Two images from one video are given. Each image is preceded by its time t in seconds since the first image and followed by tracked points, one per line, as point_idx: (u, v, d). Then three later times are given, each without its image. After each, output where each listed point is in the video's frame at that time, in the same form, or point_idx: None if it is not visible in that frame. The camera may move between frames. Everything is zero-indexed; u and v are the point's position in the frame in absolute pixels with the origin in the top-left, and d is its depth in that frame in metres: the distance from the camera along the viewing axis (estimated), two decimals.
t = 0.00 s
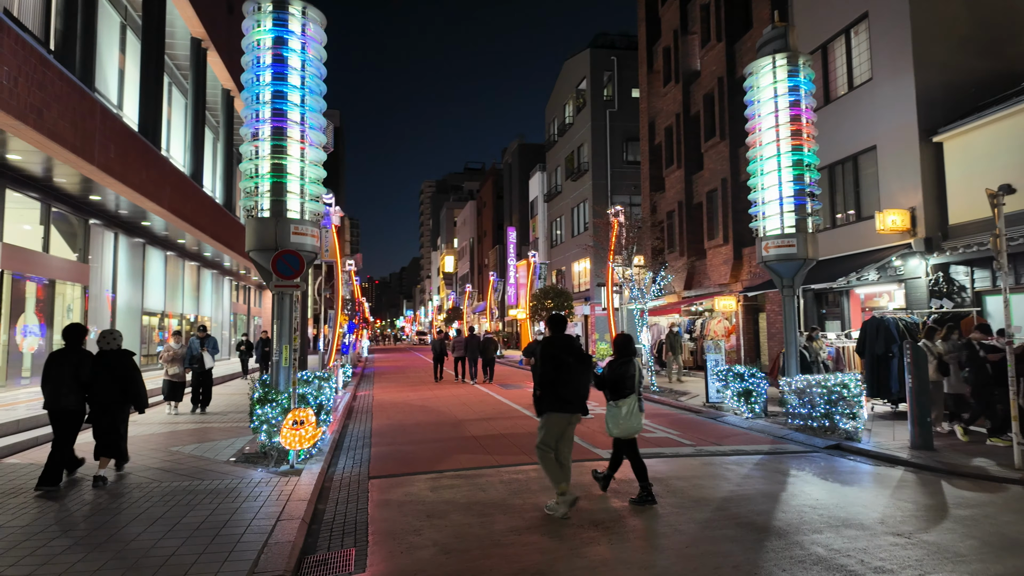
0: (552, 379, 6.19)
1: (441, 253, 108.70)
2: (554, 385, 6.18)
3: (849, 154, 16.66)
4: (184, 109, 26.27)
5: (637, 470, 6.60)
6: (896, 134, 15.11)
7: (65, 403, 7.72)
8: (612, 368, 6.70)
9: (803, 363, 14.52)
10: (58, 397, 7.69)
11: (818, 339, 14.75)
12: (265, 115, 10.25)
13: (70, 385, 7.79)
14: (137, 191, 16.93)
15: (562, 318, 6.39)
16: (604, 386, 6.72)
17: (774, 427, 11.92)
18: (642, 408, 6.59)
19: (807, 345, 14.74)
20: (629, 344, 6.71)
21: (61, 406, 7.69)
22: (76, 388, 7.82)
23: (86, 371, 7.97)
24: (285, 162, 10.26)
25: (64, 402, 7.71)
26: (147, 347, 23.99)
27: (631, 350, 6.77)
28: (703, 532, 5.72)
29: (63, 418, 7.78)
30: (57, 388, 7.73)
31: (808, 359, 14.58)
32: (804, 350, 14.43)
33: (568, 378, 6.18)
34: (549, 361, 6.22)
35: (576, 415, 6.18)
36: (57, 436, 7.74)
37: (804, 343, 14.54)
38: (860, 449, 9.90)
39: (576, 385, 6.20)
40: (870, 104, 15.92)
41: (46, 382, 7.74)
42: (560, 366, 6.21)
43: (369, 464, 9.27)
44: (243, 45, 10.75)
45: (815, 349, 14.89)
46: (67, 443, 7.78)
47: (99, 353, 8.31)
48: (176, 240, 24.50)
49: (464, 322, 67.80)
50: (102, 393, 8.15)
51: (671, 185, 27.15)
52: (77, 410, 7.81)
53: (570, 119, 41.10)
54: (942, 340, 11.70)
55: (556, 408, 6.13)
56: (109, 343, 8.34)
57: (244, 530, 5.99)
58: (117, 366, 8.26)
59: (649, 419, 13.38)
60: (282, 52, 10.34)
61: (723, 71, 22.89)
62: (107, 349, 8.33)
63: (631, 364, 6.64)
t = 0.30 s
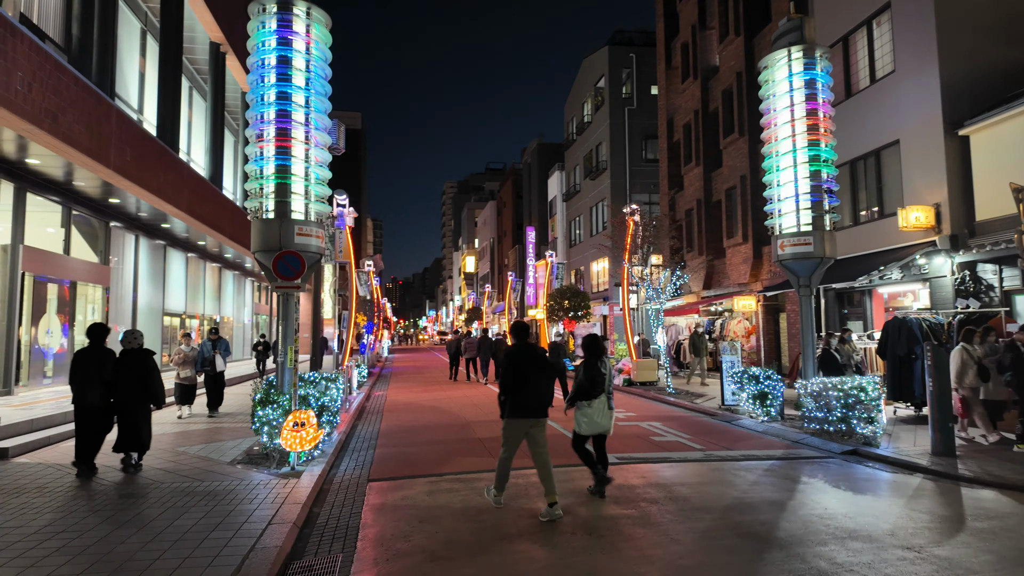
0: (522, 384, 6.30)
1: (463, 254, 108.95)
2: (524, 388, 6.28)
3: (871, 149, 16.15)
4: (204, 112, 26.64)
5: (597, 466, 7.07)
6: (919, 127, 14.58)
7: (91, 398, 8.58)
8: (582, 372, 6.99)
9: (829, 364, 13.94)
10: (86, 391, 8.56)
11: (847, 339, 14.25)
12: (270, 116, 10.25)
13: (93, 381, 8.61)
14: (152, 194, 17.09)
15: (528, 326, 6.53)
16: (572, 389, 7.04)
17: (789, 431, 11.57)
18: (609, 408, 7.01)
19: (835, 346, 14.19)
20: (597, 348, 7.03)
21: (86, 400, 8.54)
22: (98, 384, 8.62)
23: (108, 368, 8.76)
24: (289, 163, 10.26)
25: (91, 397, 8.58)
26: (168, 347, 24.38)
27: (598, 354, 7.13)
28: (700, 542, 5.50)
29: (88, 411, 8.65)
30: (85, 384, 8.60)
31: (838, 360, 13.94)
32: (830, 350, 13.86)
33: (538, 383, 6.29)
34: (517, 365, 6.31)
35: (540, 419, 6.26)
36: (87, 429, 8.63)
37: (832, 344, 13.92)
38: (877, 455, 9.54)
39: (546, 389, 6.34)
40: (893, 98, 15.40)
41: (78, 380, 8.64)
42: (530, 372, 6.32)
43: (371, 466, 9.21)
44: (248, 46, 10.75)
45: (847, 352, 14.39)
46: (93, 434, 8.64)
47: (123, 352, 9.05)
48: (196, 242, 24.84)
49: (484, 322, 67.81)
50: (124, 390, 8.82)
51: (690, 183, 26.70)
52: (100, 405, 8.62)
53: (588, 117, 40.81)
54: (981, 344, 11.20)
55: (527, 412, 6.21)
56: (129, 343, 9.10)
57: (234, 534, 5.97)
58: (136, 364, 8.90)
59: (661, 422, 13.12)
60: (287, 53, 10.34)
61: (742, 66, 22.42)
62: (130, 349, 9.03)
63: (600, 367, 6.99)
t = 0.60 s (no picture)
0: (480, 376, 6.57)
1: (477, 254, 109.03)
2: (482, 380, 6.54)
3: (886, 143, 15.72)
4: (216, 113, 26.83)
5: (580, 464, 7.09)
6: (935, 120, 14.14)
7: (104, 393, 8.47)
8: (547, 371, 7.11)
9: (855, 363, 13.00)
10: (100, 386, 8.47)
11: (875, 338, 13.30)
12: (267, 113, 10.19)
13: (111, 378, 8.53)
14: (160, 193, 17.21)
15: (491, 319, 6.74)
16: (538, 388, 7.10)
17: (796, 433, 11.28)
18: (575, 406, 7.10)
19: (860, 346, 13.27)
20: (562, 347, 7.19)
21: (103, 396, 8.44)
22: (116, 381, 8.55)
23: (126, 365, 8.74)
24: (286, 160, 10.19)
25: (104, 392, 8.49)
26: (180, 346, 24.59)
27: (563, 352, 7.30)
28: (689, 548, 5.29)
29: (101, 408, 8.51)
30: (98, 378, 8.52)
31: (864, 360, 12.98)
32: (855, 350, 12.91)
33: (497, 375, 6.52)
34: (476, 358, 6.59)
35: (498, 411, 6.53)
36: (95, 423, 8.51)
37: (858, 343, 12.95)
38: (886, 457, 9.24)
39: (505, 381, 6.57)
40: (907, 90, 14.98)
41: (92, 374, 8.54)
42: (489, 365, 6.58)
43: (366, 466, 9.11)
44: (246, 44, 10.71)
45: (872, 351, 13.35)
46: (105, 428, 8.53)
47: (141, 351, 9.09)
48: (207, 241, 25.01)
49: (497, 322, 67.73)
50: (141, 387, 8.83)
51: (702, 180, 26.33)
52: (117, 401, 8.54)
53: (601, 115, 40.52)
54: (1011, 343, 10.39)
55: (485, 404, 6.49)
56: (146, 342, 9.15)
57: (215, 535, 5.85)
58: (157, 362, 9.04)
59: (666, 423, 12.88)
60: (284, 50, 10.28)
61: (753, 60, 22.04)
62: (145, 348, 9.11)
63: (565, 365, 7.10)
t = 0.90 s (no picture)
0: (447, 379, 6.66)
1: (486, 253, 108.98)
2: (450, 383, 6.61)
3: (893, 139, 15.38)
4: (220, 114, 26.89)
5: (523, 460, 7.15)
6: (943, 116, 13.81)
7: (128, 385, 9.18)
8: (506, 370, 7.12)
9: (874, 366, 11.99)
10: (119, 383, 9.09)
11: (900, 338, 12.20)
12: (258, 112, 10.09)
13: (122, 376, 9.10)
14: (161, 194, 17.24)
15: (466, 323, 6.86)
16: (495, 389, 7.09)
17: (797, 436, 11.02)
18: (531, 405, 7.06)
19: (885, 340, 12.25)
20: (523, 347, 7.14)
21: (118, 393, 9.05)
22: (129, 379, 9.12)
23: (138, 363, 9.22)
24: (277, 159, 10.09)
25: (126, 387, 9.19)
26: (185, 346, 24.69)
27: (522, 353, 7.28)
28: (672, 558, 5.11)
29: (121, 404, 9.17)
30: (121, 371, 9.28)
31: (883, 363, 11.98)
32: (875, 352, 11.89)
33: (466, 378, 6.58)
34: (444, 361, 6.73)
35: (463, 411, 6.55)
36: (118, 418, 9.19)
37: (876, 344, 11.94)
38: (888, 461, 8.97)
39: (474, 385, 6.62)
40: (915, 86, 14.63)
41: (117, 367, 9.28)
42: (458, 369, 6.64)
43: (355, 469, 8.99)
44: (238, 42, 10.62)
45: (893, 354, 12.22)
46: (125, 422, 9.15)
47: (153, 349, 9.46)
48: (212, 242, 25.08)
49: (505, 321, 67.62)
50: (153, 383, 9.27)
51: (708, 178, 26.03)
52: (133, 397, 9.14)
53: (608, 114, 40.27)
54: None
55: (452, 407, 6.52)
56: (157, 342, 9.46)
57: (190, 539, 5.75)
58: (166, 359, 9.35)
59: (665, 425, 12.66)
60: (276, 48, 10.18)
61: (759, 56, 21.72)
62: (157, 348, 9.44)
63: (525, 365, 7.11)
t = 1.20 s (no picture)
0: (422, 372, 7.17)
1: (495, 254, 108.99)
2: (424, 375, 7.15)
3: (898, 135, 15.10)
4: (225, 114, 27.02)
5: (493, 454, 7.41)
6: (949, 111, 13.52)
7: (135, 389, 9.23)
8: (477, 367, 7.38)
9: (889, 364, 11.52)
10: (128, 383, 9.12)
11: (920, 336, 11.61)
12: (249, 110, 10.06)
13: (135, 376, 9.11)
14: (164, 194, 17.32)
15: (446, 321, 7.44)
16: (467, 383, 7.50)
17: (796, 437, 10.81)
18: (498, 404, 7.28)
19: (905, 337, 11.69)
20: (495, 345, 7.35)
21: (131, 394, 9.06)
22: (140, 380, 9.15)
23: (146, 362, 9.31)
24: (269, 158, 10.06)
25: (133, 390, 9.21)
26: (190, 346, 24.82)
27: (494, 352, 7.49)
28: (650, 561, 4.98)
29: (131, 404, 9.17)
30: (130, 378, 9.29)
31: (900, 362, 11.52)
32: (892, 350, 11.41)
33: (442, 373, 7.12)
34: (419, 355, 7.21)
35: (435, 404, 7.10)
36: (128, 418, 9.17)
37: (893, 342, 11.45)
38: (887, 463, 8.76)
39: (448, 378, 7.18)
40: (921, 80, 14.35)
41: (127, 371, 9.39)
42: (435, 362, 7.17)
43: (345, 469, 8.93)
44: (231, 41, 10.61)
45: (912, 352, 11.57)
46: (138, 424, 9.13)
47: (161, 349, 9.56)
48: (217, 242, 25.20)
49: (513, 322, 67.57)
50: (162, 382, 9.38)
51: (713, 176, 25.80)
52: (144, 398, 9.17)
53: (614, 112, 40.09)
54: None
55: (426, 396, 7.07)
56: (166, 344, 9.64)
57: (166, 539, 5.67)
58: (175, 360, 9.49)
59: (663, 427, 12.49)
60: (267, 47, 10.15)
61: (764, 53, 21.48)
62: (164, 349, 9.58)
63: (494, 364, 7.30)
